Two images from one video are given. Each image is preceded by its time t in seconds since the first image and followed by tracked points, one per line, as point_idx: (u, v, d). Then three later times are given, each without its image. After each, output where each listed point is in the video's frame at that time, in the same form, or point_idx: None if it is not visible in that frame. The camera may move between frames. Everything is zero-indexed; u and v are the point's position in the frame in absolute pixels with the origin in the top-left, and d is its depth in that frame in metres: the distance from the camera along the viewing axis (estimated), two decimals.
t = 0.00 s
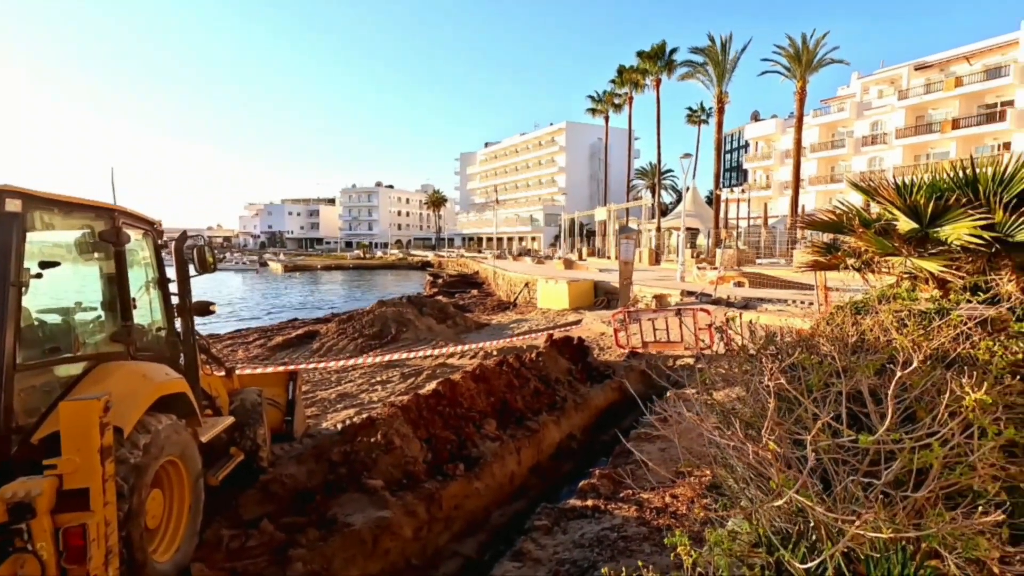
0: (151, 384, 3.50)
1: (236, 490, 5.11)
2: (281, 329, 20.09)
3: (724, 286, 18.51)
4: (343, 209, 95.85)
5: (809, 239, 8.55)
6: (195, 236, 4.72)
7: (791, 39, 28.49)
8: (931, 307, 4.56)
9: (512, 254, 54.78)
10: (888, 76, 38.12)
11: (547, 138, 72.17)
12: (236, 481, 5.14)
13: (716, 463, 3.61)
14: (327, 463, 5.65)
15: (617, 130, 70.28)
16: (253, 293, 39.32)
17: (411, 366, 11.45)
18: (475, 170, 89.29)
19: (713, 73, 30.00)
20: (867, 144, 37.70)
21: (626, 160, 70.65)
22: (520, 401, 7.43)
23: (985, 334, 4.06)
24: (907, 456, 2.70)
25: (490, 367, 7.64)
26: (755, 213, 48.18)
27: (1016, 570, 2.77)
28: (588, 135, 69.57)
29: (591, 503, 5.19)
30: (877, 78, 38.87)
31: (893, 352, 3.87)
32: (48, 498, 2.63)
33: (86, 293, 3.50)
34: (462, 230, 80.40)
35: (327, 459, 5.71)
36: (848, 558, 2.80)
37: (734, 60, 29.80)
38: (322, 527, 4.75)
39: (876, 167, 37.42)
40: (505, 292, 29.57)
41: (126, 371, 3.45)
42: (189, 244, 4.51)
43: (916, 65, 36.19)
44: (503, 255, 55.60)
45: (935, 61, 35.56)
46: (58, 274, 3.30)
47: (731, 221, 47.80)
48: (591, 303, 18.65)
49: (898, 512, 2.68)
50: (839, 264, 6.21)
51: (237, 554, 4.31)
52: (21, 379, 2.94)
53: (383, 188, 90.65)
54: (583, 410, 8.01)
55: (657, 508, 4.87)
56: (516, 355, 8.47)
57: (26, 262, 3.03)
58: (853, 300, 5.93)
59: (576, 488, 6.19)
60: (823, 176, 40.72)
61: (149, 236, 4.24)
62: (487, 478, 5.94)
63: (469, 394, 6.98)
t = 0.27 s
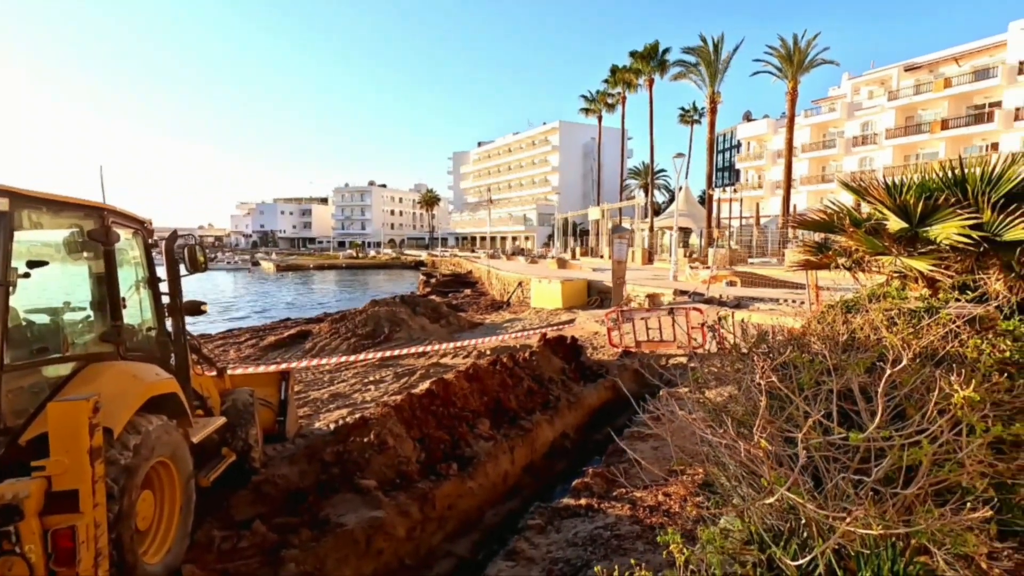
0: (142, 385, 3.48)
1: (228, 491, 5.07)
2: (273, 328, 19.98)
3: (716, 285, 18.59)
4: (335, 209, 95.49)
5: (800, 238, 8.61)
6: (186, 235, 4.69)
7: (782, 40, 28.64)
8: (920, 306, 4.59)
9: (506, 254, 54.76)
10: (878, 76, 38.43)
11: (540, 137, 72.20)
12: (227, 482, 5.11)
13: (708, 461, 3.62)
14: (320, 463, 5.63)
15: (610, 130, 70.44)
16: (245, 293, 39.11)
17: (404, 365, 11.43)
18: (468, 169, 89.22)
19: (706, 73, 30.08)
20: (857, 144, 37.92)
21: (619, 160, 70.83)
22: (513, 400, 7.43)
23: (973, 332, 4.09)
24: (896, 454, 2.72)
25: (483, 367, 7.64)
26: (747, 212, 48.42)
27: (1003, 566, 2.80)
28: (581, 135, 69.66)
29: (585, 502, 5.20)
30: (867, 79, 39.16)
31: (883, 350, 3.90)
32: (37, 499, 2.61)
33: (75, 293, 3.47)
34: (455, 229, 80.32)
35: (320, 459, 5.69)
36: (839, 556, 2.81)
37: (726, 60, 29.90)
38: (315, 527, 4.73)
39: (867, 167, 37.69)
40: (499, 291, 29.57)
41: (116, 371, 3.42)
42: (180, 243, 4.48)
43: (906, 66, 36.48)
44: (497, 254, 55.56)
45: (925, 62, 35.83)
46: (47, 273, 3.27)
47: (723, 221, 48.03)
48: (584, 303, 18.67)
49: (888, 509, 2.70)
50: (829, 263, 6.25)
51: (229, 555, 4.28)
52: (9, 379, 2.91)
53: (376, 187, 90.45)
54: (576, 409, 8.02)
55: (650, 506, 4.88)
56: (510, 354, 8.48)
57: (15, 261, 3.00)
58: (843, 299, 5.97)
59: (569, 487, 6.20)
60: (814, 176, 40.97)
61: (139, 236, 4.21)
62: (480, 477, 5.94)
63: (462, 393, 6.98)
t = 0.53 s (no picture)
0: (132, 385, 3.44)
1: (220, 491, 5.04)
2: (264, 328, 19.86)
3: (709, 284, 18.67)
4: (328, 208, 95.07)
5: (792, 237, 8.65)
6: (177, 234, 4.65)
7: (774, 40, 28.78)
8: (909, 304, 4.62)
9: (499, 253, 54.70)
10: (868, 77, 38.72)
11: (533, 137, 72.21)
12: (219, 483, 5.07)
13: (700, 459, 3.62)
14: (312, 463, 5.60)
15: (603, 130, 70.58)
16: (237, 293, 38.88)
17: (397, 365, 11.39)
18: (461, 168, 89.14)
19: (698, 73, 30.16)
20: (848, 144, 38.14)
21: (612, 159, 70.99)
22: (506, 399, 7.43)
23: (962, 330, 4.12)
24: (886, 450, 2.74)
25: (476, 366, 7.63)
26: (739, 212, 48.64)
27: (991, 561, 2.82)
28: (574, 134, 69.75)
29: (578, 500, 5.20)
30: (858, 79, 39.43)
31: (874, 348, 3.92)
32: (25, 501, 2.57)
33: (63, 293, 3.42)
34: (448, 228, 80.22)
35: (312, 459, 5.66)
36: (830, 552, 2.82)
37: (718, 60, 30.01)
38: (308, 528, 4.71)
39: (857, 166, 37.94)
40: (492, 291, 29.56)
41: (105, 371, 3.38)
42: (171, 242, 4.44)
43: (896, 67, 36.75)
44: (490, 253, 55.53)
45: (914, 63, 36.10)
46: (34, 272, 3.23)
47: (715, 220, 48.24)
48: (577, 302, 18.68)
49: (878, 505, 2.71)
50: (820, 262, 6.27)
51: (221, 556, 4.25)
52: None
53: (368, 186, 90.18)
54: (569, 408, 8.02)
55: (643, 505, 4.89)
56: (503, 353, 8.47)
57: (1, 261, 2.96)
58: (834, 297, 6.00)
59: (563, 486, 6.20)
60: (805, 176, 41.21)
61: (129, 235, 4.17)
62: (473, 476, 5.93)
63: (455, 392, 6.96)
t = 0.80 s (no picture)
0: (124, 386, 3.42)
1: (213, 492, 5.01)
2: (258, 328, 19.77)
3: (703, 284, 18.73)
4: (322, 207, 94.81)
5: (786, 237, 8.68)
6: (169, 234, 4.62)
7: (768, 41, 28.89)
8: (902, 303, 4.65)
9: (494, 252, 54.65)
10: (861, 78, 38.94)
11: (528, 136, 72.23)
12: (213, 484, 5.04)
13: (694, 458, 3.63)
14: (306, 463, 5.58)
15: (598, 129, 70.69)
16: (231, 292, 38.69)
17: (391, 364, 11.37)
18: (456, 168, 89.08)
19: (692, 73, 30.24)
20: (841, 145, 38.34)
21: (606, 159, 71.10)
22: (501, 399, 7.43)
23: (953, 328, 4.15)
24: (879, 449, 2.75)
25: (471, 366, 7.62)
26: (733, 211, 48.81)
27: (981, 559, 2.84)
28: (568, 134, 69.83)
29: (573, 499, 5.21)
30: (850, 80, 39.65)
31: (866, 347, 3.94)
32: (16, 503, 2.56)
33: (54, 293, 3.40)
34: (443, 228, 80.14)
35: (307, 460, 5.64)
36: (823, 550, 2.83)
37: (712, 60, 30.09)
38: (302, 528, 4.69)
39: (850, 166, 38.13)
40: (487, 290, 29.55)
41: (97, 372, 3.36)
42: (163, 242, 4.42)
43: (888, 68, 36.98)
44: (485, 253, 55.48)
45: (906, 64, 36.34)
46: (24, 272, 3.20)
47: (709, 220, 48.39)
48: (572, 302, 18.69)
49: (870, 503, 2.73)
50: (814, 262, 6.29)
51: (215, 557, 4.23)
52: None
53: (363, 186, 90.00)
54: (564, 407, 8.03)
55: (638, 503, 4.90)
56: (498, 353, 8.47)
57: None
58: (828, 297, 6.02)
59: (557, 485, 6.21)
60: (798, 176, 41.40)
61: (121, 234, 4.14)
62: (468, 476, 5.92)
63: (449, 392, 6.95)
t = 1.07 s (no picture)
0: (118, 386, 3.40)
1: (206, 494, 4.99)
2: (253, 328, 19.69)
3: (698, 283, 18.77)
4: (317, 207, 94.54)
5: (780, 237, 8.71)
6: (163, 233, 4.60)
7: (763, 41, 28.98)
8: (895, 302, 4.67)
9: (489, 252, 54.57)
10: (855, 78, 39.12)
11: (524, 136, 72.23)
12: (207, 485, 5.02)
13: (689, 457, 3.64)
14: (301, 464, 5.57)
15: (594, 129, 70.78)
16: (225, 292, 38.51)
17: (387, 364, 11.35)
18: (452, 167, 89.05)
19: (687, 73, 30.32)
20: (835, 145, 38.49)
21: (602, 159, 71.17)
22: (497, 399, 7.42)
23: (945, 327, 4.18)
24: (872, 446, 2.77)
25: (467, 365, 7.62)
26: (728, 211, 48.94)
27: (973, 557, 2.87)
28: (564, 133, 69.88)
29: (569, 498, 5.22)
30: (844, 80, 39.83)
31: (859, 345, 3.96)
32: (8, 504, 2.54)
33: (47, 293, 3.38)
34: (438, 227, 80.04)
35: (301, 460, 5.62)
36: (817, 547, 2.85)
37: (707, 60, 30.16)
38: (297, 528, 4.68)
39: (844, 166, 38.29)
40: (483, 290, 29.56)
41: (90, 372, 3.35)
42: (157, 241, 4.39)
43: (882, 69, 37.15)
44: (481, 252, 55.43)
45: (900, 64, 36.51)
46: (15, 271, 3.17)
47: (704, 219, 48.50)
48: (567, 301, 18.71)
49: (863, 501, 2.74)
50: (807, 261, 6.31)
51: (210, 557, 4.22)
52: None
53: (358, 185, 89.81)
54: (560, 406, 8.03)
55: (633, 503, 4.90)
56: (494, 352, 8.47)
57: None
58: (822, 296, 6.04)
59: (553, 484, 6.21)
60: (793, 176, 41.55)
61: (114, 234, 4.13)
62: (464, 476, 5.92)
63: (445, 392, 6.95)
